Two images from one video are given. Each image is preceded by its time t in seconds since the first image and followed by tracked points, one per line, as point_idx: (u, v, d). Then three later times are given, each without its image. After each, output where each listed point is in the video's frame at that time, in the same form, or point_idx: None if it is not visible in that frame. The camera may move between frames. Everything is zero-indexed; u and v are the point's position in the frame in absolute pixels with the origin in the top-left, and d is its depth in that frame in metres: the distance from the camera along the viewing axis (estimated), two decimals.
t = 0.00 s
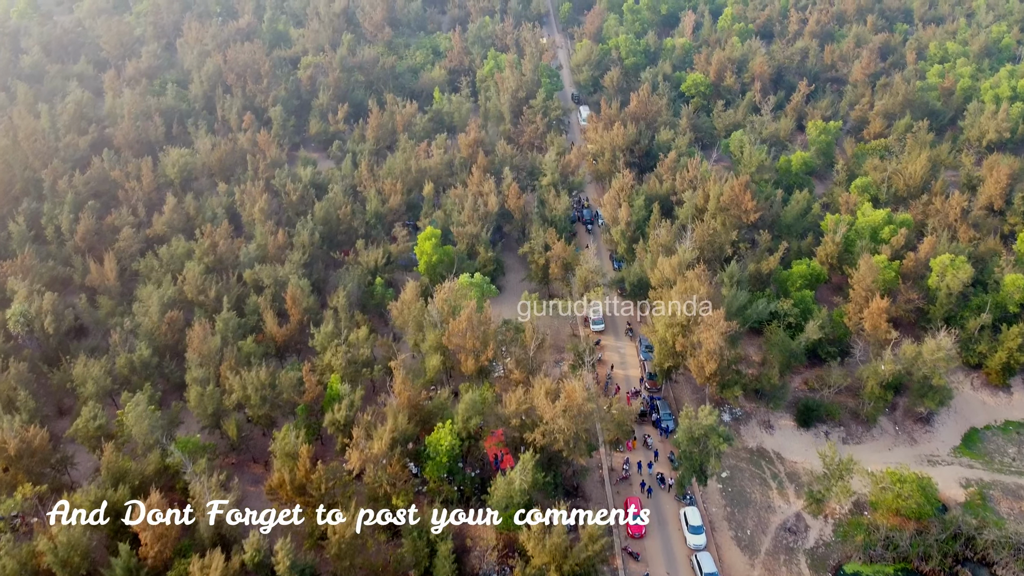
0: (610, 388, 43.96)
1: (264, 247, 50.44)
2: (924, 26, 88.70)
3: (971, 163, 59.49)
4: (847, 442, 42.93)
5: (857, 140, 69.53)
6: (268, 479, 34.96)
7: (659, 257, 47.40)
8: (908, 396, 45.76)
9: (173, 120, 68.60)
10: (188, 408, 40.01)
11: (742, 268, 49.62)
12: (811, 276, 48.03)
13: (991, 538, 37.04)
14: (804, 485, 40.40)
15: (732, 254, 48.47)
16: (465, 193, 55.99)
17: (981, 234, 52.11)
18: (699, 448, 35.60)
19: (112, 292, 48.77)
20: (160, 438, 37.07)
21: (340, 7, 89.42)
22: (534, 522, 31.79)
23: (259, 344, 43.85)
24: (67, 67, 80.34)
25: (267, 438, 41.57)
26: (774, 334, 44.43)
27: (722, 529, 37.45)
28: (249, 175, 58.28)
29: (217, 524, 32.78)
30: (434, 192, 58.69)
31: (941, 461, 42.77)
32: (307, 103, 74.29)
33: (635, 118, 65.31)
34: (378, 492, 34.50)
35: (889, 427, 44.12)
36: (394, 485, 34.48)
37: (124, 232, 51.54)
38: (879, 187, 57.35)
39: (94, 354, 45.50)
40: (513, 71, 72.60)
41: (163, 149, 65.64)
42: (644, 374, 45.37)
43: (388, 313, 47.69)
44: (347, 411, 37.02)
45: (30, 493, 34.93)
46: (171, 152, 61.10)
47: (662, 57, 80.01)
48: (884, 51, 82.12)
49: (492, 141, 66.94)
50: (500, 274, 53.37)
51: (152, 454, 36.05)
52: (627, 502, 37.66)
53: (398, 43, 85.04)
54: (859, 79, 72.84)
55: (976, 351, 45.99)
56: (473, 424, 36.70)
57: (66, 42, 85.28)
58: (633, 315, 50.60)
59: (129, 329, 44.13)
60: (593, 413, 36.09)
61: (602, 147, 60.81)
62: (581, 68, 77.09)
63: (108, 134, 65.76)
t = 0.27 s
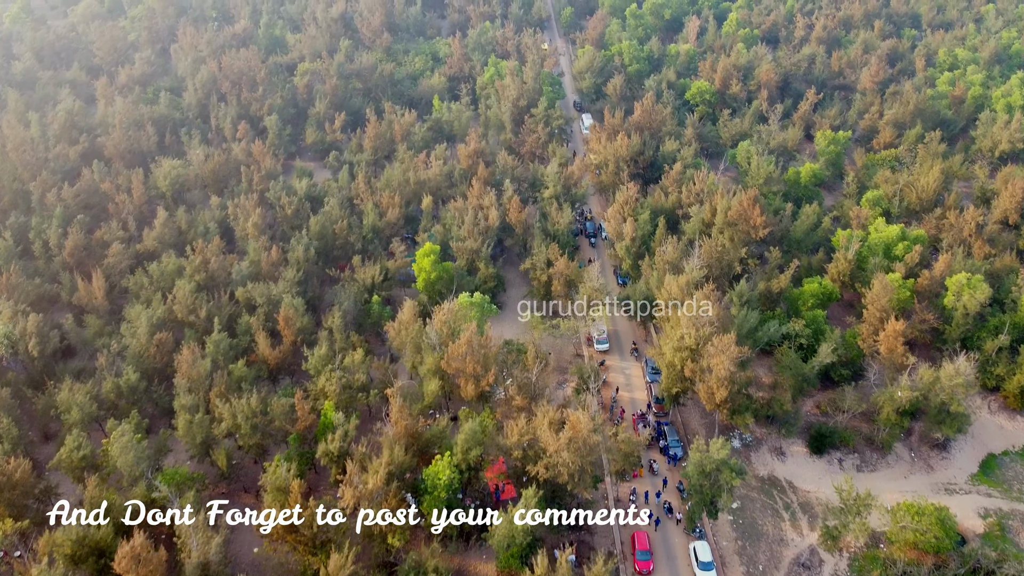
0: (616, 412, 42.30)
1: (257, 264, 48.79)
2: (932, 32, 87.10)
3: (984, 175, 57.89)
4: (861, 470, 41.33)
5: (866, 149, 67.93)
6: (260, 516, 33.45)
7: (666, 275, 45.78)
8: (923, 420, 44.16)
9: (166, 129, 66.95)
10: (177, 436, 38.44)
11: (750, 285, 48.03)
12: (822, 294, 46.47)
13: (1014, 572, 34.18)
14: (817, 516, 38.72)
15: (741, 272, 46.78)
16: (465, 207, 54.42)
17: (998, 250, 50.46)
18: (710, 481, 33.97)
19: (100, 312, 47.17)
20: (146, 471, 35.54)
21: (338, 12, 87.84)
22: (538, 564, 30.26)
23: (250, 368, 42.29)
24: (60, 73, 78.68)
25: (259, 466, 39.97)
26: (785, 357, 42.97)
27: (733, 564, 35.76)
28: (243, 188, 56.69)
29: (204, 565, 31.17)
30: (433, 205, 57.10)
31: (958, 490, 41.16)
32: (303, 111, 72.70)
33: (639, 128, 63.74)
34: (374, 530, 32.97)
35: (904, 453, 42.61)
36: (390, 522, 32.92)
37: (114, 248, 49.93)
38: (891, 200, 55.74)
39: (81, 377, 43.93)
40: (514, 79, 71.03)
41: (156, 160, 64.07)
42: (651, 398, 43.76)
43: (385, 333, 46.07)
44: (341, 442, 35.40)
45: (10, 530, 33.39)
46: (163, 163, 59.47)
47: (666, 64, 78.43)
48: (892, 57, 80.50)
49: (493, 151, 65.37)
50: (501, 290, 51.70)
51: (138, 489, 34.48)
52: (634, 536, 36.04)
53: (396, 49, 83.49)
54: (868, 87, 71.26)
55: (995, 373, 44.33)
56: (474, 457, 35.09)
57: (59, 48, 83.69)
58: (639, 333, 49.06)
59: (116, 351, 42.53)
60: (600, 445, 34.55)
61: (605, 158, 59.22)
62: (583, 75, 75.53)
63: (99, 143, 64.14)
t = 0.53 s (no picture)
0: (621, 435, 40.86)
1: (251, 279, 47.43)
2: (940, 37, 85.64)
3: (997, 187, 56.44)
4: (874, 496, 39.97)
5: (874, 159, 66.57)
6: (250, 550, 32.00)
7: (672, 292, 44.36)
8: (937, 442, 42.75)
9: (160, 137, 65.61)
10: (166, 462, 37.12)
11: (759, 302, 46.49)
12: (833, 311, 45.04)
13: None
14: (830, 545, 37.32)
15: (749, 288, 45.44)
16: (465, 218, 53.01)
17: (1013, 265, 49.00)
18: (720, 513, 32.57)
19: (89, 329, 45.86)
20: (133, 500, 34.20)
21: (336, 17, 86.54)
22: None
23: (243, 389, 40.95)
24: (52, 79, 77.34)
25: (251, 492, 38.63)
26: (796, 378, 41.60)
27: None
28: (238, 199, 55.35)
29: None
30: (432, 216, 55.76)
31: (974, 516, 39.79)
32: (300, 118, 71.34)
33: (643, 137, 62.34)
34: (369, 565, 31.58)
35: (918, 477, 41.26)
36: (385, 557, 31.55)
37: (104, 263, 48.61)
38: (901, 213, 54.38)
39: (68, 398, 42.57)
40: (514, 86, 69.67)
41: (149, 169, 62.73)
42: (656, 419, 42.31)
43: (382, 351, 44.65)
44: (335, 471, 34.04)
45: None
46: (156, 173, 58.13)
47: (669, 70, 77.11)
48: (900, 63, 79.04)
49: (493, 160, 64.03)
50: (502, 305, 50.12)
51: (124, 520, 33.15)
52: (640, 568, 34.63)
53: (395, 55, 82.16)
54: (876, 94, 69.88)
55: (1011, 394, 42.94)
56: (473, 487, 33.66)
57: (53, 53, 82.39)
58: (643, 350, 47.59)
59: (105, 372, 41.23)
60: (605, 475, 33.10)
61: (608, 168, 57.80)
62: (585, 82, 74.21)
63: (91, 152, 62.81)
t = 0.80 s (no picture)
0: (627, 463, 39.18)
1: (243, 298, 45.82)
2: (949, 43, 84.02)
3: (1012, 200, 54.82)
4: (891, 528, 38.39)
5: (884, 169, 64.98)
6: None
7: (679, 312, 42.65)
8: (955, 470, 41.15)
9: (152, 147, 64.00)
10: (152, 495, 35.56)
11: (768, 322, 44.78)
12: (846, 332, 43.46)
13: None
14: None
15: (759, 308, 44.02)
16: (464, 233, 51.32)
17: None
18: (733, 552, 30.99)
19: (75, 351, 44.27)
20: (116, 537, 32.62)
21: (333, 23, 85.01)
22: None
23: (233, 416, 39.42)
24: (44, 86, 75.70)
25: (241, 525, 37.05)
26: (809, 404, 39.98)
27: None
28: (231, 213, 53.75)
29: None
30: (430, 230, 54.15)
31: (995, 549, 38.19)
32: (296, 127, 69.76)
33: (647, 147, 60.66)
34: None
35: (935, 508, 39.72)
36: None
37: (91, 281, 47.01)
38: (914, 227, 52.76)
39: (53, 424, 41.00)
40: (515, 94, 68.09)
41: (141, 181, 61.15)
42: (664, 446, 40.51)
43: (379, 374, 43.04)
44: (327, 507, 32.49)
45: None
46: (147, 186, 56.52)
47: (673, 78, 75.51)
48: (909, 69, 77.42)
49: (494, 172, 62.46)
50: (503, 323, 48.30)
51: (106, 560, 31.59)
52: None
53: (393, 61, 80.62)
54: (885, 103, 68.31)
55: None
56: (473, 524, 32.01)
57: (45, 59, 80.78)
58: (649, 371, 45.68)
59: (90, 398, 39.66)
60: (612, 513, 31.42)
61: (612, 179, 56.15)
62: (587, 90, 72.64)
63: (81, 163, 61.22)
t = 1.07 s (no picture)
0: (633, 494, 37.55)
1: (234, 319, 44.22)
2: (957, 49, 82.48)
3: None
4: (909, 563, 36.79)
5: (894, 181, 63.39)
6: None
7: (687, 334, 41.03)
8: (973, 500, 39.57)
9: (144, 158, 62.38)
10: (137, 531, 34.00)
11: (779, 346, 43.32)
12: (860, 355, 41.93)
13: None
14: None
15: (770, 329, 42.63)
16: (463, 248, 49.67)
17: None
18: None
19: (60, 374, 42.67)
20: None
21: (330, 29, 83.48)
22: None
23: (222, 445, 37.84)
24: (35, 93, 74.08)
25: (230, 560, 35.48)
26: (822, 432, 38.43)
27: None
28: (223, 228, 52.14)
29: None
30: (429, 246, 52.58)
31: None
32: (291, 137, 68.19)
33: (652, 159, 59.07)
34: None
35: (953, 540, 38.16)
36: None
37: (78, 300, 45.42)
38: (927, 243, 51.18)
39: (36, 452, 39.39)
40: (516, 103, 66.59)
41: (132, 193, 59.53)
42: (672, 476, 38.75)
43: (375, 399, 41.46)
44: (319, 548, 30.72)
45: None
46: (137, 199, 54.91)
47: (677, 85, 73.97)
48: (918, 77, 75.83)
49: (494, 184, 60.89)
50: (503, 343, 46.51)
51: None
52: None
53: (392, 69, 79.16)
54: (895, 112, 66.75)
55: None
56: (472, 565, 30.40)
57: (36, 65, 79.18)
58: (655, 394, 43.90)
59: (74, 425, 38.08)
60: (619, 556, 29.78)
61: (616, 193, 54.56)
62: (589, 98, 71.10)
63: (71, 174, 59.60)
